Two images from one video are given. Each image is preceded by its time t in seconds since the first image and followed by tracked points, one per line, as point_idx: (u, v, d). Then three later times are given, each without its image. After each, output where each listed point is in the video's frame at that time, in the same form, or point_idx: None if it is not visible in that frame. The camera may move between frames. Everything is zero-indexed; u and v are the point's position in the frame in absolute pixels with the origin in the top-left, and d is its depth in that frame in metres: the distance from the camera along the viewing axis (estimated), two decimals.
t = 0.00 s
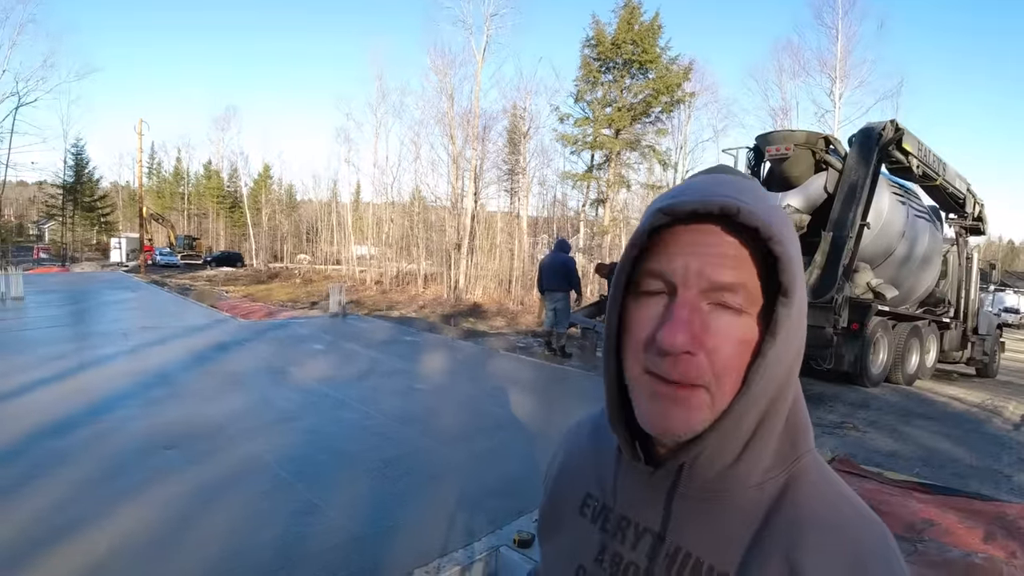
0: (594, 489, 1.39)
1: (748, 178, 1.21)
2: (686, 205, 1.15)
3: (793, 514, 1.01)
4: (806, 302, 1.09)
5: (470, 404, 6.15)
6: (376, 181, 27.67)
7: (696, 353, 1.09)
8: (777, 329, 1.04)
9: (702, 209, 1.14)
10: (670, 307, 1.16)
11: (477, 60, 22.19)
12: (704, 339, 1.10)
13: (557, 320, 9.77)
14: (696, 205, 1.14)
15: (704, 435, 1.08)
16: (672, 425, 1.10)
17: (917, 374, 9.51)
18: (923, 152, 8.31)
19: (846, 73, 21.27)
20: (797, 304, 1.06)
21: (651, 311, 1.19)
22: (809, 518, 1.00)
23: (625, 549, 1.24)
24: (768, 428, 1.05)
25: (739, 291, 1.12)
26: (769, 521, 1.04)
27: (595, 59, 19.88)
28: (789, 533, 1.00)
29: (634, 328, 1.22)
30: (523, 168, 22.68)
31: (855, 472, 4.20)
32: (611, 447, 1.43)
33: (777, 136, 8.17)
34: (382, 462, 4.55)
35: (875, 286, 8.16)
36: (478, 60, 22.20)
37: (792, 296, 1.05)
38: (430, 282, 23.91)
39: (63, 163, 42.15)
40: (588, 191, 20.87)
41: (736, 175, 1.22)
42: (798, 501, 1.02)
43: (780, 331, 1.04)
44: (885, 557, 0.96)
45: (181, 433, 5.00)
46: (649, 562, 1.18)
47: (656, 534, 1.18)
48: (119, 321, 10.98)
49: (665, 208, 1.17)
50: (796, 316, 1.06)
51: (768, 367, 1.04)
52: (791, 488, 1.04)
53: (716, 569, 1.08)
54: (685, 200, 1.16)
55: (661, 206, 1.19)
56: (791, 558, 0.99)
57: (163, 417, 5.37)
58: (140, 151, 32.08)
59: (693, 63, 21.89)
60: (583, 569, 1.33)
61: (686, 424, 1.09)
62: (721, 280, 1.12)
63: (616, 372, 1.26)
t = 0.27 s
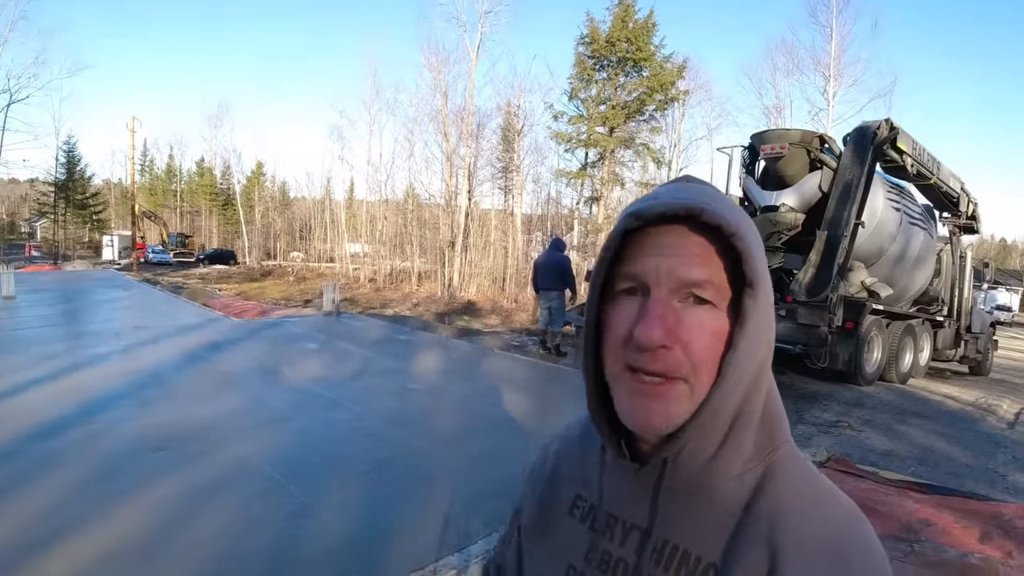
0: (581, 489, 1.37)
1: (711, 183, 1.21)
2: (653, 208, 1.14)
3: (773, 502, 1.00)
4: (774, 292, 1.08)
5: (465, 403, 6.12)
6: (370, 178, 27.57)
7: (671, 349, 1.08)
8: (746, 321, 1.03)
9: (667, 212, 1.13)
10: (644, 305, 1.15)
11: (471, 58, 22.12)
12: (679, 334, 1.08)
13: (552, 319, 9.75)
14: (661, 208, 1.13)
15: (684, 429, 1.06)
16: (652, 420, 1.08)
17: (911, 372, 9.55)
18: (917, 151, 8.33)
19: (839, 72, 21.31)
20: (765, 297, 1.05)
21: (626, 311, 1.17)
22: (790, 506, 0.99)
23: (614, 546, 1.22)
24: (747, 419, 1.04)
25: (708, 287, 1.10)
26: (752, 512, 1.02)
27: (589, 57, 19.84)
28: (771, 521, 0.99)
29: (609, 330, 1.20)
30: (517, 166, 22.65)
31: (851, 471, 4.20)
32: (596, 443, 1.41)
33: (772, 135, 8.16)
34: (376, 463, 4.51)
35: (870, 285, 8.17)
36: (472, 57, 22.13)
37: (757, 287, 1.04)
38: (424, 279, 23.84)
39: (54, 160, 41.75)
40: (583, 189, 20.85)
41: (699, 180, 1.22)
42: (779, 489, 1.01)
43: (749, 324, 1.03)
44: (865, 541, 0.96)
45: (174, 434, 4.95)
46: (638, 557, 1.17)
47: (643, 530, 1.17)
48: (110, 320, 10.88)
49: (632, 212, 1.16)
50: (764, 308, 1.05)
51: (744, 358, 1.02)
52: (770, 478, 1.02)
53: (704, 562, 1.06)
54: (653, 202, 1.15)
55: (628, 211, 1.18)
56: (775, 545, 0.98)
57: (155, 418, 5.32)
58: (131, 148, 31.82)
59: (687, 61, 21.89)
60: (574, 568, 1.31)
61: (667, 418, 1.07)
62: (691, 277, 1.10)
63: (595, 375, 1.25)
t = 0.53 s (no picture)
0: (569, 486, 1.33)
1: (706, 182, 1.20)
2: (644, 201, 1.12)
3: (761, 501, 0.97)
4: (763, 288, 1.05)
5: (462, 403, 6.09)
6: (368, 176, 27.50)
7: (658, 344, 1.04)
8: (733, 316, 1.00)
9: (657, 206, 1.11)
10: (632, 298, 1.11)
11: (469, 55, 22.06)
12: (666, 328, 1.04)
13: (550, 317, 9.72)
14: (651, 202, 1.11)
15: (670, 424, 1.02)
16: (638, 414, 1.05)
17: (909, 372, 9.55)
18: (916, 150, 8.32)
19: (838, 70, 21.29)
20: (754, 294, 1.02)
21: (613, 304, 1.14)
22: (779, 504, 0.95)
23: (599, 543, 1.19)
24: (735, 416, 1.01)
25: (697, 281, 1.07)
26: (737, 511, 0.99)
27: (588, 55, 19.78)
28: (757, 520, 0.96)
29: (596, 324, 1.16)
30: (515, 164, 22.61)
31: (850, 472, 4.18)
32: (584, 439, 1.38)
33: (770, 133, 8.14)
34: (373, 464, 4.48)
35: (868, 284, 8.16)
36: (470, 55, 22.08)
37: (745, 283, 1.01)
38: (422, 277, 23.80)
39: (51, 157, 41.59)
40: (581, 187, 20.82)
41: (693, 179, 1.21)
42: (767, 488, 0.97)
43: (736, 319, 1.00)
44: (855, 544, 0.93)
45: (168, 434, 4.91)
46: (623, 554, 1.13)
47: (628, 527, 1.13)
48: (107, 319, 10.82)
49: (623, 206, 1.14)
50: (752, 304, 1.02)
51: (732, 352, 0.99)
52: (758, 477, 0.99)
53: (688, 560, 1.03)
54: (643, 197, 1.13)
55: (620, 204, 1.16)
56: (762, 546, 0.94)
57: (150, 418, 5.28)
58: (128, 145, 31.69)
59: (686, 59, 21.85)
60: (561, 565, 1.28)
61: (652, 413, 1.04)
62: (679, 272, 1.07)
63: (581, 371, 1.22)
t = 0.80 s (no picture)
0: (564, 484, 1.31)
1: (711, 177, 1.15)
2: (636, 202, 1.09)
3: (752, 513, 0.95)
4: (759, 296, 1.02)
5: (458, 401, 6.06)
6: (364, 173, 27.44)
7: (645, 350, 1.02)
8: (724, 326, 0.98)
9: (649, 207, 1.07)
10: (621, 300, 1.09)
11: (466, 52, 22.01)
12: (653, 335, 1.02)
13: (546, 315, 9.69)
14: (643, 203, 1.08)
15: (659, 431, 1.01)
16: (624, 419, 1.04)
17: (905, 369, 9.56)
18: (913, 148, 8.31)
19: (835, 68, 21.29)
20: (742, 303, 0.99)
21: (602, 308, 1.12)
22: (771, 516, 0.94)
23: (590, 546, 1.17)
24: (728, 425, 0.99)
25: (688, 289, 1.04)
26: (728, 522, 0.97)
27: (585, 52, 19.74)
28: (749, 531, 0.95)
29: (586, 326, 1.14)
30: (511, 161, 22.60)
31: (846, 470, 4.17)
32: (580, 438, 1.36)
33: (767, 131, 8.12)
34: (368, 462, 4.46)
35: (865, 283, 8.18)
36: (466, 52, 22.04)
37: (737, 294, 0.98)
38: (418, 274, 23.75)
39: (46, 154, 41.43)
40: (577, 184, 20.80)
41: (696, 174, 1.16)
42: (758, 500, 0.96)
43: (727, 329, 0.98)
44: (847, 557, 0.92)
45: (163, 432, 4.87)
46: (612, 559, 1.11)
47: (618, 530, 1.12)
48: (102, 316, 10.75)
49: (616, 206, 1.11)
50: (745, 313, 0.99)
51: (723, 361, 0.97)
52: (752, 488, 0.98)
53: (675, 568, 1.02)
54: (637, 197, 1.10)
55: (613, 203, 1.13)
56: (752, 558, 0.93)
57: (145, 416, 5.23)
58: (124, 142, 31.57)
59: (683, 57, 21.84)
60: (554, 564, 1.26)
61: (638, 418, 1.02)
62: (669, 277, 1.04)
63: (572, 371, 1.20)
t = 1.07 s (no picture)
0: (564, 479, 1.30)
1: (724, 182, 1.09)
2: (635, 211, 1.04)
3: (745, 522, 0.94)
4: (759, 313, 0.97)
5: (450, 399, 6.03)
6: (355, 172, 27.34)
7: (634, 361, 0.99)
8: (717, 345, 0.94)
9: (647, 218, 1.02)
10: (616, 307, 1.06)
11: (457, 50, 21.94)
12: (644, 346, 0.99)
13: (538, 313, 9.68)
14: (641, 214, 1.02)
15: (651, 440, 0.98)
16: (612, 427, 1.00)
17: (895, 366, 9.63)
18: (903, 146, 8.36)
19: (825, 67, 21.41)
20: (740, 321, 0.94)
21: (597, 314, 1.09)
22: (763, 528, 0.93)
23: (588, 541, 1.16)
24: (724, 435, 0.97)
25: (682, 304, 0.99)
26: (722, 529, 0.96)
27: (575, 50, 19.72)
28: (743, 539, 0.93)
29: (583, 329, 1.12)
30: (503, 159, 22.57)
31: (837, 466, 4.19)
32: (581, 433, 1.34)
33: (757, 129, 8.11)
34: (359, 461, 4.42)
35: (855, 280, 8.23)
36: (457, 50, 21.98)
37: (732, 315, 0.94)
38: (410, 273, 23.68)
39: (33, 152, 40.96)
40: (568, 183, 20.82)
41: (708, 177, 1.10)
42: (752, 509, 0.94)
43: (720, 348, 0.94)
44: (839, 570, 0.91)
45: (152, 432, 4.82)
46: (609, 554, 1.11)
47: (615, 529, 1.10)
48: (91, 315, 10.63)
49: (617, 213, 1.06)
50: (741, 335, 0.94)
51: (714, 379, 0.94)
52: (748, 496, 0.96)
53: (671, 568, 1.01)
54: (638, 206, 1.04)
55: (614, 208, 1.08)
56: (743, 566, 0.93)
57: (134, 415, 5.17)
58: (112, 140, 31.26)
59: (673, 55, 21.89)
60: (554, 556, 1.25)
61: (626, 427, 0.99)
62: (664, 291, 0.99)
63: (571, 370, 1.18)
